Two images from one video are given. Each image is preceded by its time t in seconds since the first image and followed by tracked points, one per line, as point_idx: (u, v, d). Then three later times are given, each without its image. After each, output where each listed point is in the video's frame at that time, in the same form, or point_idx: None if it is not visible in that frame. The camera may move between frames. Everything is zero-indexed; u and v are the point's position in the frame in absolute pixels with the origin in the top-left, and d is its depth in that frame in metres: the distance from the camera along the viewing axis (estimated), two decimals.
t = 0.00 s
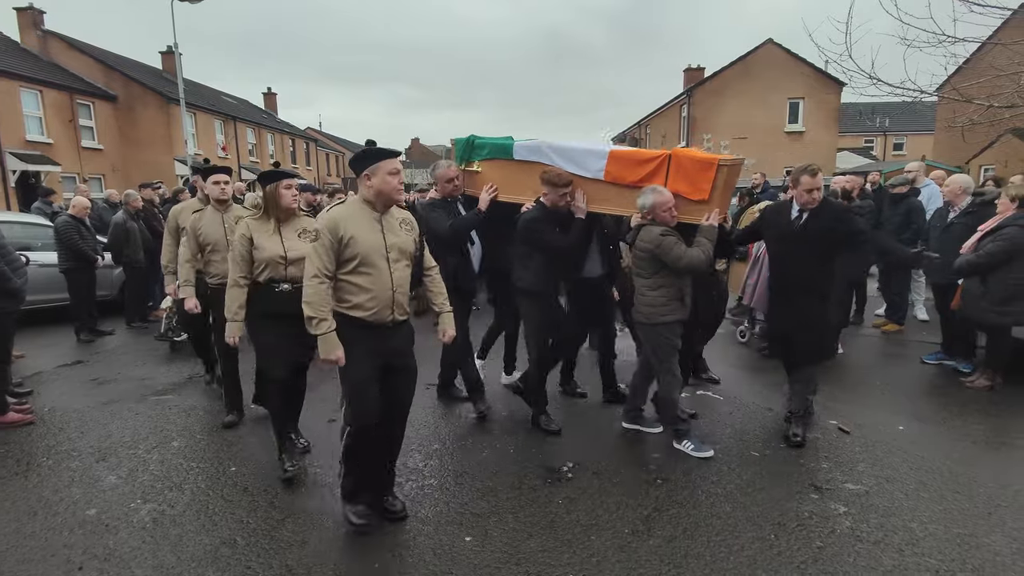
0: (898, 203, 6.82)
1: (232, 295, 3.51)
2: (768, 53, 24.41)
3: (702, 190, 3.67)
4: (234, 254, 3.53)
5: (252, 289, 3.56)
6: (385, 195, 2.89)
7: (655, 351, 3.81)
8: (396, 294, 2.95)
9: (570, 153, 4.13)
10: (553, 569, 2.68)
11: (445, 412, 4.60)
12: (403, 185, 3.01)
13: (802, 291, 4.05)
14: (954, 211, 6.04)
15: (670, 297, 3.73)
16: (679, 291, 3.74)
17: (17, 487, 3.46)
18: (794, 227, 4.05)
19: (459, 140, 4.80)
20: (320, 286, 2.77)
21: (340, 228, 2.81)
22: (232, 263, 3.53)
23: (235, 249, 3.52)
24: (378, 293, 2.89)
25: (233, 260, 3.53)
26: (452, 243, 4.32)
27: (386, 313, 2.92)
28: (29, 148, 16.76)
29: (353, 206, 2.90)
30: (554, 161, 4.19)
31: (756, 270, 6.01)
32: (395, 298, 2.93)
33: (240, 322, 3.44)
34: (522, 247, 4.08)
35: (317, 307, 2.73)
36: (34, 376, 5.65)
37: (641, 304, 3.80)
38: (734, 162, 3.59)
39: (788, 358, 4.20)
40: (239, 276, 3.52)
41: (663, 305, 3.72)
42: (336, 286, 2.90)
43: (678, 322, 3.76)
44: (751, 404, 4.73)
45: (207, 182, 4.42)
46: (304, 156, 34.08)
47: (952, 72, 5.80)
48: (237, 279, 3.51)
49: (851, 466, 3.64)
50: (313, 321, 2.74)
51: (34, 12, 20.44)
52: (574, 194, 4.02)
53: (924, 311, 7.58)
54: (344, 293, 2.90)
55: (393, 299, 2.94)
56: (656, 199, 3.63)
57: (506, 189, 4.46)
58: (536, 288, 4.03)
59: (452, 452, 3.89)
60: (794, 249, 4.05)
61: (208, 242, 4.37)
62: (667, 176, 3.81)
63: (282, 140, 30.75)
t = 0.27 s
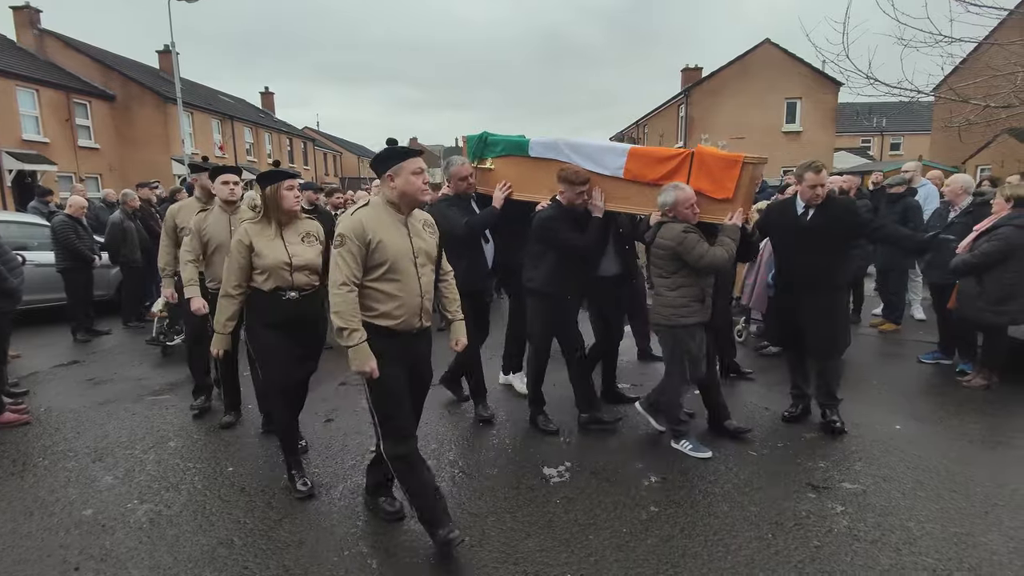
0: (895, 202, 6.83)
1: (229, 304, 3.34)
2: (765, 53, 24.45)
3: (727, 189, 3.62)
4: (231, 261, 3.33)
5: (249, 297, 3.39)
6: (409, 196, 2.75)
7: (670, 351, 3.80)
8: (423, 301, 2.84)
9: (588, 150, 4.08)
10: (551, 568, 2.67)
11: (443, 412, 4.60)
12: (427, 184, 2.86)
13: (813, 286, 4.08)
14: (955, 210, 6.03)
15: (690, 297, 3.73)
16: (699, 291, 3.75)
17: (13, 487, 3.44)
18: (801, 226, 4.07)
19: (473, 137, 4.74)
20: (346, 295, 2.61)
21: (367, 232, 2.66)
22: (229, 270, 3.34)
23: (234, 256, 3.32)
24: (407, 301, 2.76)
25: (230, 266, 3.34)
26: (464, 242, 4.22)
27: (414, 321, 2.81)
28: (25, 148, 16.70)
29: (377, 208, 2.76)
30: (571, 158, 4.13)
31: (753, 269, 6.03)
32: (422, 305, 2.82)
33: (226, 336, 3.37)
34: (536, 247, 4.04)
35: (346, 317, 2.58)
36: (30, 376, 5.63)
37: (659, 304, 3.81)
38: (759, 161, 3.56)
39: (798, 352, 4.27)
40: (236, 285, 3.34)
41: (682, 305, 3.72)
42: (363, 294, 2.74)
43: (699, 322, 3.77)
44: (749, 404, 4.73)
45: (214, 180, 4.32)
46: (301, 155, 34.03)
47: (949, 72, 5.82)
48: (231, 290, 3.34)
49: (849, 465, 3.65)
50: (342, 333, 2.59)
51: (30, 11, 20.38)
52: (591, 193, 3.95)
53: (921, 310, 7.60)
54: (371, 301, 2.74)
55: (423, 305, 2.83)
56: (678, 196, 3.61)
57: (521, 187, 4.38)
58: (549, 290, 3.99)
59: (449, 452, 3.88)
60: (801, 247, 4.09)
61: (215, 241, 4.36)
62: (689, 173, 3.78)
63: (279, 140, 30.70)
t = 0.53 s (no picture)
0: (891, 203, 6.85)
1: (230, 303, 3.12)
2: (762, 53, 24.51)
3: (751, 186, 3.61)
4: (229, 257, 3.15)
5: (253, 295, 3.20)
6: (434, 194, 2.64)
7: (688, 355, 3.73)
8: (456, 304, 2.70)
9: (606, 149, 4.07)
10: (548, 568, 2.67)
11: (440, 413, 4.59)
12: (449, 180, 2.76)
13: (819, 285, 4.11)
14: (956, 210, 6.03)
15: (709, 298, 3.65)
16: (722, 293, 3.68)
17: (7, 488, 3.43)
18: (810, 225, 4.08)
19: (483, 137, 4.70)
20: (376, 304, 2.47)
21: (394, 237, 2.53)
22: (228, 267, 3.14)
23: (234, 252, 3.12)
24: (442, 305, 2.63)
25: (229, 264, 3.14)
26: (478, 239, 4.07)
27: (449, 325, 2.67)
28: (20, 147, 16.61)
29: (400, 210, 2.62)
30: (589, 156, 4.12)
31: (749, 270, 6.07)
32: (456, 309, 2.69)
33: (243, 336, 3.07)
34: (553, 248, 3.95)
35: (376, 329, 2.44)
36: (24, 376, 5.59)
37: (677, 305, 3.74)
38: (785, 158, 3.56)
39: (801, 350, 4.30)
40: (240, 282, 3.14)
41: (703, 308, 3.64)
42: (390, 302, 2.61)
43: (717, 326, 3.70)
44: (745, 403, 4.74)
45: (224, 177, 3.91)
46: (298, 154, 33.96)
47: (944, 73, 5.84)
48: (237, 287, 3.13)
49: (845, 465, 3.66)
50: (371, 346, 2.45)
51: (25, 9, 20.29)
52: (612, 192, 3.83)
53: (917, 310, 7.62)
54: (401, 309, 2.60)
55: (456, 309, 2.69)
56: (703, 193, 3.56)
57: (535, 186, 4.32)
58: (570, 292, 3.88)
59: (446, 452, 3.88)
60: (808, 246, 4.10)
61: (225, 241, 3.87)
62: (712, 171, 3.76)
63: (275, 139, 30.62)
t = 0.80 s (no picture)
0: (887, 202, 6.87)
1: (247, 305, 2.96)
2: (758, 52, 24.56)
3: (778, 184, 3.57)
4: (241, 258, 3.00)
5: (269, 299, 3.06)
6: (464, 187, 2.57)
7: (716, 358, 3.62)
8: (484, 300, 2.60)
9: (626, 145, 3.93)
10: (545, 567, 2.67)
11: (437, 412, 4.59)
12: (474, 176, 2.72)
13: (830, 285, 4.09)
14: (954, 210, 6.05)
15: (738, 298, 3.57)
16: (750, 294, 3.59)
17: (1, 488, 3.41)
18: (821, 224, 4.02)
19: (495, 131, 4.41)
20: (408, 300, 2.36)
21: (420, 229, 2.43)
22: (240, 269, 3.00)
23: (247, 253, 2.98)
24: (468, 301, 2.53)
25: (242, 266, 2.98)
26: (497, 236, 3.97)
27: (477, 322, 2.56)
28: (14, 145, 16.51)
29: (425, 202, 2.53)
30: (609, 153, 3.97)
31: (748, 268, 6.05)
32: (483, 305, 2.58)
33: (276, 336, 2.89)
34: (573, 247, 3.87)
35: (411, 326, 2.34)
36: (18, 376, 5.56)
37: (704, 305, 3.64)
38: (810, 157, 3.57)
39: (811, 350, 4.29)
40: (254, 285, 2.98)
41: (731, 308, 3.56)
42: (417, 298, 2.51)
43: (745, 326, 3.61)
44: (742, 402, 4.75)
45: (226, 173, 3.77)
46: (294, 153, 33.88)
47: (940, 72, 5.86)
48: (254, 289, 2.97)
49: (840, 463, 3.67)
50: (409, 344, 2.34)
51: (19, 7, 20.16)
52: (630, 189, 3.78)
53: (912, 309, 7.65)
54: (431, 306, 2.50)
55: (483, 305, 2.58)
56: (730, 193, 3.48)
57: (550, 183, 4.12)
58: (591, 292, 3.82)
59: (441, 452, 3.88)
60: (819, 246, 4.06)
61: (224, 243, 3.72)
62: (737, 170, 3.71)
63: (271, 138, 30.54)
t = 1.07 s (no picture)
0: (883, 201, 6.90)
1: (270, 309, 2.83)
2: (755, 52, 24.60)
3: (808, 182, 3.59)
4: (270, 259, 2.83)
5: (292, 303, 2.91)
6: (504, 190, 2.55)
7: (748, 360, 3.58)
8: (517, 308, 2.55)
9: (652, 142, 3.94)
10: (542, 567, 2.67)
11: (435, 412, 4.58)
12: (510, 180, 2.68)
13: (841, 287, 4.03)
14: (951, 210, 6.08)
15: (769, 300, 3.53)
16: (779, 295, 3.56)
17: None
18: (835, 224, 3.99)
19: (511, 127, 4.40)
20: (443, 303, 2.32)
21: (459, 231, 2.39)
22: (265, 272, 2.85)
23: (275, 255, 2.82)
24: (499, 309, 2.48)
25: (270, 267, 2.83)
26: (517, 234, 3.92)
27: (506, 332, 2.51)
28: (8, 143, 16.42)
29: (464, 203, 2.49)
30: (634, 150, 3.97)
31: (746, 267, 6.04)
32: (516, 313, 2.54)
33: (283, 353, 2.83)
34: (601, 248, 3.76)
35: (446, 329, 2.30)
36: (12, 376, 5.53)
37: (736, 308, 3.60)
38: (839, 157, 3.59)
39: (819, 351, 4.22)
40: (280, 288, 2.85)
41: (763, 309, 3.53)
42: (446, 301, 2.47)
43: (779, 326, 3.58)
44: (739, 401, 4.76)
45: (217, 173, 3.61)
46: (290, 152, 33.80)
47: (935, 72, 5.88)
48: (277, 293, 2.83)
49: (836, 462, 3.68)
50: (441, 349, 2.30)
51: (13, 4, 20.06)
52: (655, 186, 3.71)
53: (907, 308, 7.68)
54: (468, 309, 2.45)
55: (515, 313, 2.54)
56: (761, 191, 3.43)
57: (569, 180, 4.12)
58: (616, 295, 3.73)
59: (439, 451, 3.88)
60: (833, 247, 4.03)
61: (219, 249, 3.57)
62: (765, 167, 3.71)
63: (268, 137, 30.46)
